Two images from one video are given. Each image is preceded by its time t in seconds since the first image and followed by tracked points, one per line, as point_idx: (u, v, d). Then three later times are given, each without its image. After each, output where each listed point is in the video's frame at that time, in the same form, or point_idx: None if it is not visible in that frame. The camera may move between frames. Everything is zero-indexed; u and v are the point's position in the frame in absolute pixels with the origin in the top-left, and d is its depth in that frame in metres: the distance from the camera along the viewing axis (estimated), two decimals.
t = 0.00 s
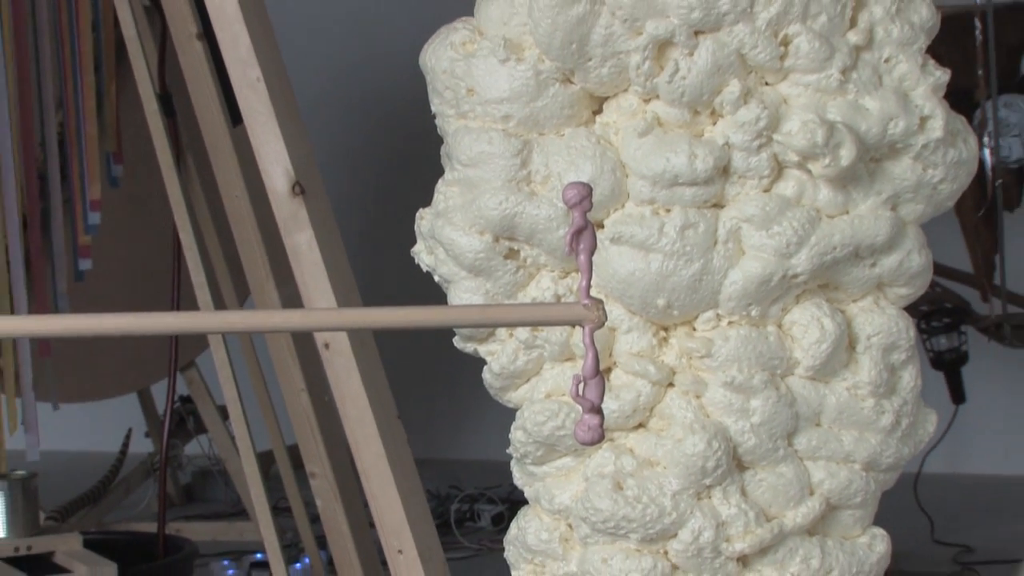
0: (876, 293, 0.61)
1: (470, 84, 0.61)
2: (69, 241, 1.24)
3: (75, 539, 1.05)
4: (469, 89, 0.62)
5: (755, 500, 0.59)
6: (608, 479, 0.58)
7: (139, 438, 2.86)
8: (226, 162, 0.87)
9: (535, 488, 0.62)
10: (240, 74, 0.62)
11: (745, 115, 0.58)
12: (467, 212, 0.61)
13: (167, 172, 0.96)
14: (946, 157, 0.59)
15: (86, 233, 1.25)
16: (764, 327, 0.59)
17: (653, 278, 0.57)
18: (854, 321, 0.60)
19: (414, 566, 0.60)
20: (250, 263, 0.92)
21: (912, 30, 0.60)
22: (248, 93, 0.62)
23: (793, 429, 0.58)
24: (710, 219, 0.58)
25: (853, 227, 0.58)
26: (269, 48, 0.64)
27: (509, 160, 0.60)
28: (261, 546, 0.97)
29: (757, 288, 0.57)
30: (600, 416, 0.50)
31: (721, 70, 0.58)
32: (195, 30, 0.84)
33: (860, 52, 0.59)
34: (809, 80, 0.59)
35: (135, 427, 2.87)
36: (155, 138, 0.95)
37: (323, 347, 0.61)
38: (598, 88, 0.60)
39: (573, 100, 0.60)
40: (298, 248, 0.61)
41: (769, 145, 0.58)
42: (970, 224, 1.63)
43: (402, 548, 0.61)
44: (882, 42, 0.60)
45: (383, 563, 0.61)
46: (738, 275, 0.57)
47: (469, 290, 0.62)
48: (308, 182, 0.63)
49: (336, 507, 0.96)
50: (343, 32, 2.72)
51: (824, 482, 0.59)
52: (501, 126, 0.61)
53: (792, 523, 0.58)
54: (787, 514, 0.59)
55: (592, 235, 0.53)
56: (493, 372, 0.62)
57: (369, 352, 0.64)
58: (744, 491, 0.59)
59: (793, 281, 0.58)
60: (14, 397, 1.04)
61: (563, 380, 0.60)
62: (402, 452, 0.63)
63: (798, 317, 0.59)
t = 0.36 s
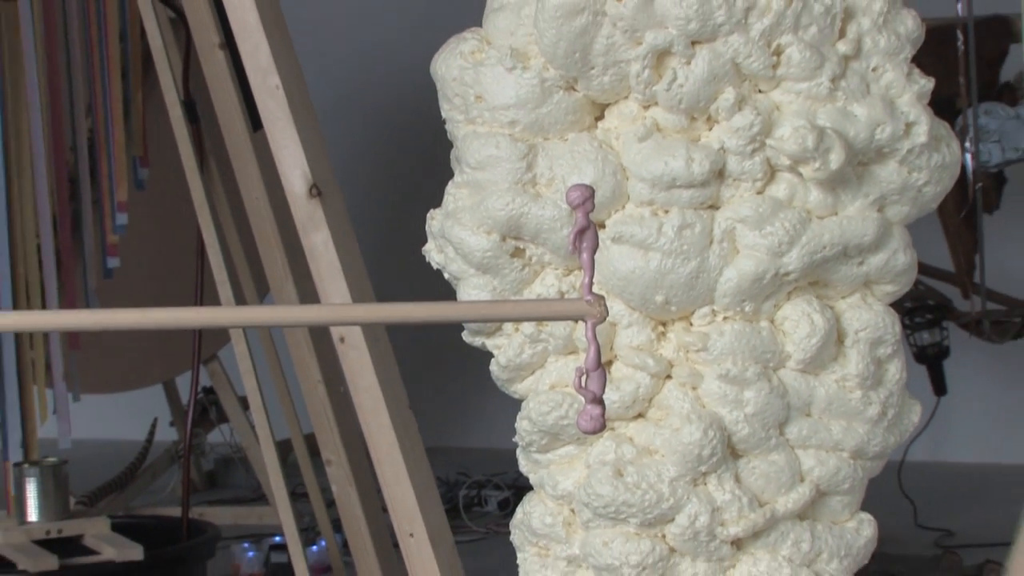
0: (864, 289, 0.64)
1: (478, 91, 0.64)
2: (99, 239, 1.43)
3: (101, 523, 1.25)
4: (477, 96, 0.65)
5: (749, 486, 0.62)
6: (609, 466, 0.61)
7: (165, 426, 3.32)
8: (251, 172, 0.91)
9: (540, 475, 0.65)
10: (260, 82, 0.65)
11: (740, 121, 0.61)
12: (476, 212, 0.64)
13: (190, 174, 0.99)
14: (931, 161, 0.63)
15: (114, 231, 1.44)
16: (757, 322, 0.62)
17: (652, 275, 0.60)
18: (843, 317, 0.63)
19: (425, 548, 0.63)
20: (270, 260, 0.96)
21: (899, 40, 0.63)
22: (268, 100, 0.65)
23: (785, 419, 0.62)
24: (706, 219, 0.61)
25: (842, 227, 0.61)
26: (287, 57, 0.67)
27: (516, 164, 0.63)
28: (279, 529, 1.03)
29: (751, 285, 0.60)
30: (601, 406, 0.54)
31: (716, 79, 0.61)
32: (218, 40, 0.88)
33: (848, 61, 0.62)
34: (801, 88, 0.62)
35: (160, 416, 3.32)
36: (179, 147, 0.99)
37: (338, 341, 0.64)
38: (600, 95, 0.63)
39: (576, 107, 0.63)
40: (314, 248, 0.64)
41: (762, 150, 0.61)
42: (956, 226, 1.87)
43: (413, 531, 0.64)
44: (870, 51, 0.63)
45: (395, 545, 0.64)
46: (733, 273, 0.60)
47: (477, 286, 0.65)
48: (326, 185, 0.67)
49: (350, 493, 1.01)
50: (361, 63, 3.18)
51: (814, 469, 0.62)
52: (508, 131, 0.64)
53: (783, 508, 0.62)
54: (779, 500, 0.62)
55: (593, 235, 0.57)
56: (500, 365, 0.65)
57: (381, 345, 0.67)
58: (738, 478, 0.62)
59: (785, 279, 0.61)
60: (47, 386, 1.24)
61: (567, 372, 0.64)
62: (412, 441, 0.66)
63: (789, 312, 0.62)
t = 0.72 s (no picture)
0: (854, 284, 0.68)
1: (492, 97, 0.68)
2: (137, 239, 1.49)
3: (139, 502, 1.43)
4: (492, 102, 0.69)
5: (746, 468, 0.66)
6: (616, 450, 0.65)
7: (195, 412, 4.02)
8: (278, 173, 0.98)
9: (550, 458, 0.69)
10: (288, 88, 0.69)
11: (738, 126, 0.65)
12: (491, 212, 0.68)
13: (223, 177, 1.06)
14: (918, 164, 0.67)
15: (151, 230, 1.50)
16: (754, 314, 0.66)
17: (656, 270, 0.64)
18: (835, 310, 0.67)
19: (443, 526, 0.67)
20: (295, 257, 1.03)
21: (888, 50, 0.67)
22: (296, 106, 0.69)
23: (781, 406, 0.66)
24: (706, 219, 0.65)
25: (834, 226, 0.65)
26: (313, 65, 0.71)
27: (528, 166, 0.67)
28: (307, 504, 1.14)
29: (748, 280, 0.64)
30: (607, 392, 0.59)
31: (716, 86, 0.65)
32: (248, 50, 0.95)
33: (841, 70, 0.67)
34: (796, 94, 0.66)
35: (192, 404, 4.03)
36: (213, 151, 1.04)
37: (362, 332, 0.68)
38: (607, 101, 0.67)
39: (584, 112, 0.67)
40: (340, 245, 0.68)
41: (760, 153, 0.65)
42: (937, 225, 2.19)
43: (431, 510, 0.68)
44: (861, 61, 0.67)
45: (413, 524, 0.69)
46: (731, 269, 0.64)
47: (492, 281, 0.70)
48: (351, 186, 0.71)
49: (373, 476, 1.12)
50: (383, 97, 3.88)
51: (808, 453, 0.66)
52: (521, 135, 0.68)
53: (779, 489, 0.66)
54: (775, 482, 0.66)
55: (600, 233, 0.62)
56: (513, 355, 0.70)
57: (401, 336, 0.71)
58: (736, 461, 0.66)
59: (781, 274, 0.65)
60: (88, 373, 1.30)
61: (576, 361, 0.68)
62: (431, 427, 0.70)
63: (784, 306, 0.66)
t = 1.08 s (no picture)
0: (848, 280, 0.73)
1: (507, 104, 0.73)
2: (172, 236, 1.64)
3: (176, 483, 1.52)
4: (506, 109, 0.73)
5: (745, 452, 0.70)
6: (622, 435, 0.69)
7: (230, 400, 4.29)
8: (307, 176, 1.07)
9: (561, 443, 0.74)
10: (315, 96, 0.74)
11: (738, 132, 0.69)
12: (506, 212, 0.72)
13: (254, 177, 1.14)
14: (907, 167, 0.71)
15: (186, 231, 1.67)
16: (753, 308, 0.70)
17: (662, 266, 0.68)
18: (829, 304, 0.72)
19: (460, 506, 0.72)
20: (323, 255, 1.14)
21: (879, 60, 0.71)
22: (322, 112, 0.74)
23: (778, 394, 0.70)
24: (708, 219, 0.69)
25: (828, 226, 0.69)
26: (338, 73, 0.76)
27: (541, 169, 0.71)
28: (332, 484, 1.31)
29: (748, 276, 0.68)
30: (615, 380, 0.63)
31: (718, 94, 0.69)
32: (279, 63, 1.08)
33: (835, 78, 0.71)
34: (793, 102, 0.70)
35: (226, 391, 4.32)
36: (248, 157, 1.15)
37: (384, 325, 0.73)
38: (615, 108, 0.72)
39: (594, 118, 0.72)
40: (364, 243, 0.73)
41: (758, 157, 0.69)
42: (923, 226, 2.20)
43: (450, 492, 0.72)
44: (854, 70, 0.71)
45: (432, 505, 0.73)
46: (732, 266, 0.69)
47: (507, 276, 0.74)
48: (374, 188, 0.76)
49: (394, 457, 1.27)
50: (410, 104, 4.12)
51: (803, 439, 0.70)
52: (534, 140, 0.72)
53: (776, 472, 0.70)
54: (773, 465, 0.70)
55: (610, 232, 0.66)
56: (527, 346, 0.74)
57: (421, 328, 0.76)
58: (736, 446, 0.70)
59: (778, 270, 0.69)
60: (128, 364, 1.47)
61: (586, 352, 0.72)
62: (448, 414, 0.74)
63: (782, 300, 0.70)
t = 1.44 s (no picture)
0: (832, 282, 0.77)
1: (512, 117, 0.78)
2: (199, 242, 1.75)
3: (200, 474, 1.68)
4: (511, 122, 0.78)
5: (736, 444, 0.75)
6: (620, 428, 0.73)
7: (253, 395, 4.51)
8: (325, 186, 1.12)
9: (563, 435, 0.78)
10: (330, 109, 0.78)
11: (729, 142, 0.73)
12: (511, 218, 0.77)
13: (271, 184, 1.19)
14: (888, 175, 0.75)
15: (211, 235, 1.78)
16: (743, 308, 0.75)
17: (657, 268, 0.72)
18: (815, 304, 0.76)
19: (468, 496, 0.76)
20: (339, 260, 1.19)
21: (861, 74, 0.76)
22: (338, 125, 0.78)
23: (767, 389, 0.74)
24: (700, 224, 0.73)
25: (814, 231, 0.73)
26: (352, 87, 0.80)
27: (543, 177, 0.76)
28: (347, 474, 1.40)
29: (738, 278, 0.73)
30: (613, 376, 0.68)
31: (710, 107, 0.73)
32: (296, 77, 1.14)
33: (820, 92, 0.75)
34: (780, 114, 0.74)
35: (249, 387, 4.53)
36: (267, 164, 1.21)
37: (396, 325, 0.77)
38: (613, 120, 0.76)
39: (593, 130, 0.76)
40: (375, 247, 0.77)
41: (748, 166, 0.73)
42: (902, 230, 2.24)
43: (458, 482, 0.76)
44: (838, 84, 0.75)
45: (442, 494, 0.77)
46: (723, 268, 0.73)
47: (511, 279, 0.79)
48: (386, 196, 0.80)
49: (406, 452, 1.33)
50: (413, 109, 4.26)
51: (791, 432, 0.75)
52: (537, 150, 0.77)
53: (765, 463, 0.74)
54: (762, 456, 0.75)
55: (608, 236, 0.71)
56: (530, 344, 0.79)
57: (430, 327, 0.80)
58: (727, 438, 0.75)
59: (766, 273, 0.73)
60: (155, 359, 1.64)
61: (586, 350, 0.76)
62: (456, 407, 0.79)
63: (770, 301, 0.74)
